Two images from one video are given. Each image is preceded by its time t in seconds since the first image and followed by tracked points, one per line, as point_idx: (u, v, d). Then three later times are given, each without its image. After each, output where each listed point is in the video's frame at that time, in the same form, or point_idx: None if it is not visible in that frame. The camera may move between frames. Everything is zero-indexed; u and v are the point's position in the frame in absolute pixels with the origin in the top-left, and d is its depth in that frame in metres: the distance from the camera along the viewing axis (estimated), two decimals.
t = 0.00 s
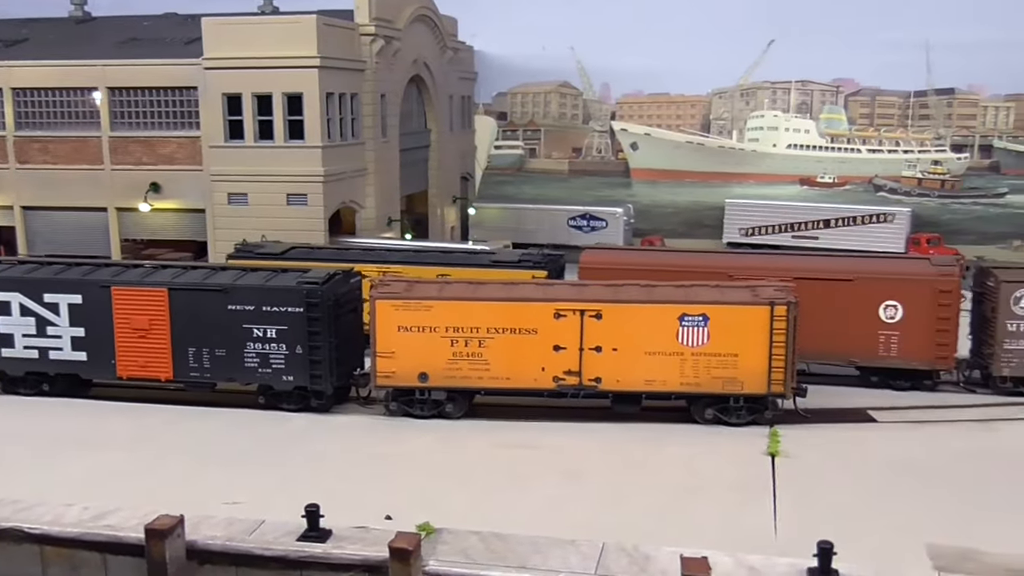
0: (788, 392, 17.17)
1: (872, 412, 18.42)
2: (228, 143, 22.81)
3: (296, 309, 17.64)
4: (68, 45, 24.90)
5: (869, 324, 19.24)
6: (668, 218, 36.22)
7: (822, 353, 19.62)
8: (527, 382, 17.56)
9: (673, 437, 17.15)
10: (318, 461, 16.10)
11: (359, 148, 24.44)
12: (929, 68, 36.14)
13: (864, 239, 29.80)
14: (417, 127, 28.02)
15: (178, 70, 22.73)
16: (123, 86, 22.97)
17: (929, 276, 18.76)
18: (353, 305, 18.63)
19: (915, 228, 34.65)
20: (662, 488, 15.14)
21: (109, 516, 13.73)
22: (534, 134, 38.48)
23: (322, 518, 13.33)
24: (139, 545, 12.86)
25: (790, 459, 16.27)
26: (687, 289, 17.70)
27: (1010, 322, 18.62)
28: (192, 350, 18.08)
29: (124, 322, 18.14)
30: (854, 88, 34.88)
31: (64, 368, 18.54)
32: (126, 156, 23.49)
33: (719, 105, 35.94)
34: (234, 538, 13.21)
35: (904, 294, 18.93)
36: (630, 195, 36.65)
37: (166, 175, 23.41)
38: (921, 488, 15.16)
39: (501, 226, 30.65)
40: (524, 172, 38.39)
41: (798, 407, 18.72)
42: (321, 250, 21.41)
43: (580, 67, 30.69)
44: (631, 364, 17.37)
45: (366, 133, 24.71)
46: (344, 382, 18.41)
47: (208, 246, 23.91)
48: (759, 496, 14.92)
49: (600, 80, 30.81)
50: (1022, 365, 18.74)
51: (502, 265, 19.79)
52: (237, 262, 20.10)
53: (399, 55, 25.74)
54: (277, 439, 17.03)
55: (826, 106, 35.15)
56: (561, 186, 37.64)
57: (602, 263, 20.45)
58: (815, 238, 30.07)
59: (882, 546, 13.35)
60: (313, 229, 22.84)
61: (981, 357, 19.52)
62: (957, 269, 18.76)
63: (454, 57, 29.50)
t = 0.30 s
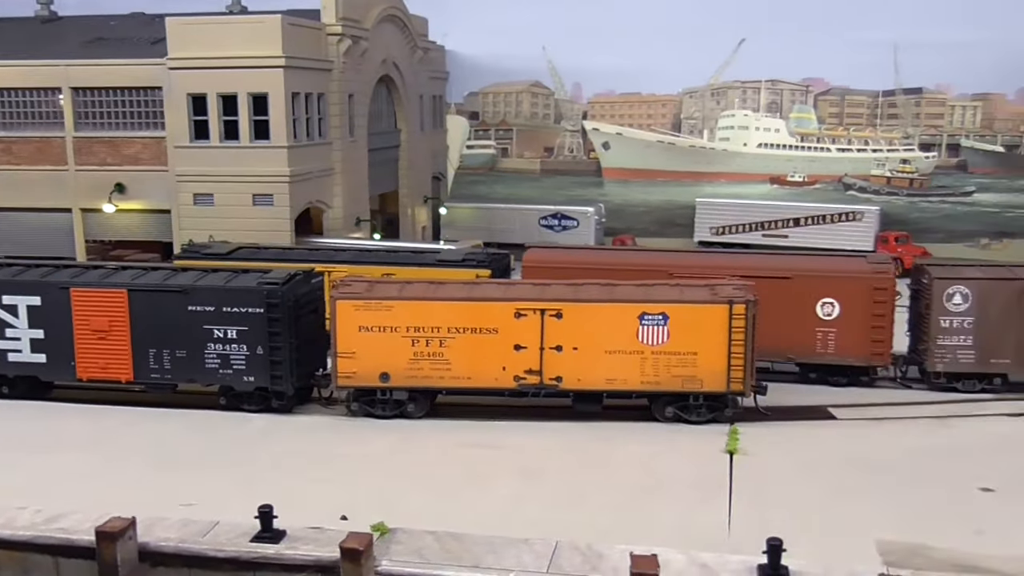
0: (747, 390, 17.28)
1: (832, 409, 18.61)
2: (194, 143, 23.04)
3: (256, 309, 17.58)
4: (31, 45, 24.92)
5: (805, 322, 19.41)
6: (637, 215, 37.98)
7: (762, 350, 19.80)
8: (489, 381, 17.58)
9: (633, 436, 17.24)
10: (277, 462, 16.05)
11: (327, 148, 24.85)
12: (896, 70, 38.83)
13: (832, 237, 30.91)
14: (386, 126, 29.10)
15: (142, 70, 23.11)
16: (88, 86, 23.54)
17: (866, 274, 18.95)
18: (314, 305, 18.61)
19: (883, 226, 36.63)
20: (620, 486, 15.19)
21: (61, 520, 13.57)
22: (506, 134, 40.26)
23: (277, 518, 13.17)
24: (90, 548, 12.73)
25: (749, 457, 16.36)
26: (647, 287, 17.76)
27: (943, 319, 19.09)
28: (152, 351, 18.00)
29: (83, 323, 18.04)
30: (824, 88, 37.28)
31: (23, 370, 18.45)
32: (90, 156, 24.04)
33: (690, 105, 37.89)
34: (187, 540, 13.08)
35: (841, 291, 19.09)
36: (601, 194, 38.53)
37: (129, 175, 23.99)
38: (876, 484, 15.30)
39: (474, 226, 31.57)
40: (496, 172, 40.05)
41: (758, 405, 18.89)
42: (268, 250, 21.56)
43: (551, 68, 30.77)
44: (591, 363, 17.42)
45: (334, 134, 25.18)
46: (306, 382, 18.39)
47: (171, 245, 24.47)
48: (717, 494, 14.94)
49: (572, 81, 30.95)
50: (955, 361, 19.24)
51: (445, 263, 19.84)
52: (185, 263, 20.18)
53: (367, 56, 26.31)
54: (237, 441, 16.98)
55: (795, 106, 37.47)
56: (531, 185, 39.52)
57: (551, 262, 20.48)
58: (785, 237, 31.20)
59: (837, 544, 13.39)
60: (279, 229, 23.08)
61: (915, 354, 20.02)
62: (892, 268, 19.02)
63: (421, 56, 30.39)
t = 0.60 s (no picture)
0: (711, 389, 17.36)
1: (796, 408, 18.78)
2: (161, 143, 23.33)
3: (220, 310, 17.52)
4: None
5: (751, 320, 19.54)
6: (610, 214, 38.42)
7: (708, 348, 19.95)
8: (454, 381, 17.57)
9: (599, 435, 17.30)
10: (240, 462, 16.03)
11: (297, 148, 25.20)
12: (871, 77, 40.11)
13: (804, 236, 31.40)
14: (359, 126, 29.52)
15: (110, 69, 23.61)
16: (53, 85, 23.99)
17: (807, 271, 19.07)
18: (279, 305, 18.56)
19: (855, 226, 37.21)
20: (582, 485, 15.25)
21: (18, 521, 13.49)
22: (481, 134, 40.89)
23: (235, 519, 13.04)
24: (46, 551, 12.63)
25: (713, 455, 16.45)
26: (612, 287, 17.80)
27: (884, 316, 19.30)
28: (116, 352, 17.89)
29: (46, 324, 17.94)
30: (796, 89, 38.67)
31: None
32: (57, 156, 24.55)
33: (664, 104, 39.20)
34: (145, 541, 12.96)
35: (786, 290, 19.21)
36: (575, 194, 39.01)
37: (95, 174, 24.47)
38: (836, 482, 15.44)
39: (447, 225, 32.01)
40: (470, 172, 40.18)
41: (722, 404, 19.05)
42: (218, 249, 21.48)
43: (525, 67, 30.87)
44: (556, 363, 17.45)
45: (304, 133, 25.45)
46: (272, 383, 18.35)
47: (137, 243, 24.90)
48: (678, 493, 15.01)
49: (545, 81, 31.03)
50: (896, 359, 19.50)
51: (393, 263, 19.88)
52: (131, 263, 20.06)
53: (338, 56, 26.62)
54: (201, 442, 16.90)
55: (768, 105, 38.64)
56: (505, 186, 39.86)
57: (512, 261, 20.50)
58: (758, 236, 31.81)
59: (795, 541, 13.48)
60: (249, 228, 23.36)
61: (860, 351, 20.37)
62: (834, 265, 19.16)
63: (394, 57, 30.96)
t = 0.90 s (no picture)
0: (674, 388, 17.45)
1: (759, 407, 18.93)
2: (128, 143, 23.95)
3: (183, 312, 17.46)
4: None
5: (697, 320, 19.68)
6: (585, 214, 38.59)
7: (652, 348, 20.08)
8: (418, 381, 17.59)
9: (562, 436, 17.35)
10: (201, 464, 15.98)
11: (265, 149, 26.02)
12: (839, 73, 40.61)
13: (775, 236, 31.88)
14: (330, 126, 30.52)
15: (78, 70, 24.30)
16: (20, 86, 24.58)
17: (752, 271, 19.27)
18: (243, 306, 18.53)
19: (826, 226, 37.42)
20: (543, 485, 15.30)
21: None
22: (454, 134, 40.83)
23: (191, 521, 12.88)
24: None
25: (674, 454, 16.54)
26: (575, 288, 17.87)
27: (827, 316, 19.60)
28: (77, 355, 17.81)
29: (7, 326, 17.87)
30: (767, 90, 39.08)
31: None
32: (23, 156, 25.13)
33: (637, 105, 39.49)
34: (100, 544, 12.83)
35: (732, 290, 19.40)
36: (549, 194, 39.05)
37: (62, 176, 25.09)
38: (794, 479, 15.56)
39: (420, 226, 32.29)
40: (444, 172, 40.34)
41: (686, 403, 19.16)
42: (168, 250, 21.58)
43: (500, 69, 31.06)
44: (520, 363, 17.48)
45: (273, 134, 26.35)
46: (235, 384, 18.33)
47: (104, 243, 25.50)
48: (637, 492, 15.08)
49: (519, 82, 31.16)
50: (839, 357, 19.79)
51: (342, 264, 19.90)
52: (81, 263, 19.99)
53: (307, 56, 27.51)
54: (162, 444, 16.84)
55: (740, 106, 38.77)
56: (477, 186, 39.89)
57: (475, 261, 20.52)
58: (731, 235, 32.37)
59: (750, 539, 13.54)
60: (217, 229, 24.04)
61: (805, 350, 20.66)
62: (779, 265, 19.35)
63: (366, 57, 31.91)
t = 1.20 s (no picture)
0: (636, 387, 17.55)
1: (722, 406, 19.08)
2: (95, 144, 24.12)
3: (144, 313, 17.41)
4: None
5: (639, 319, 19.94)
6: (558, 214, 39.01)
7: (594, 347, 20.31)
8: (382, 381, 17.60)
9: (525, 436, 17.41)
10: (161, 466, 15.93)
11: (234, 149, 26.18)
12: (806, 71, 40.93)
13: (745, 236, 32.30)
14: (301, 127, 30.57)
15: (41, 70, 24.20)
16: None
17: (693, 270, 19.59)
18: (206, 306, 18.52)
19: (798, 225, 37.85)
20: (502, 484, 15.35)
21: None
22: (427, 134, 40.84)
23: (146, 522, 12.72)
24: None
25: (636, 453, 16.63)
26: (538, 287, 17.94)
27: (767, 314, 19.83)
28: (39, 356, 17.73)
29: None
30: (739, 90, 39.32)
31: None
32: None
33: (609, 105, 39.90)
34: (53, 546, 12.69)
35: (674, 290, 19.67)
36: (522, 194, 39.58)
37: (28, 177, 25.06)
38: (752, 478, 15.68)
39: (393, 225, 32.42)
40: (417, 172, 40.51)
41: (649, 402, 19.28)
42: (117, 250, 21.57)
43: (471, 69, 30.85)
44: (483, 363, 17.53)
45: (242, 134, 26.52)
46: (198, 385, 18.31)
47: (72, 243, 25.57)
48: (595, 491, 15.15)
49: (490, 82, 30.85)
50: (779, 355, 20.03)
51: (290, 265, 19.99)
52: (29, 263, 20.02)
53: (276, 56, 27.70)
54: (123, 446, 16.78)
55: (712, 106, 39.17)
56: (450, 187, 40.14)
57: (436, 261, 20.59)
58: (702, 235, 32.68)
59: (704, 537, 13.62)
60: (183, 229, 24.33)
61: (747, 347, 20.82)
62: (719, 264, 19.65)
63: (338, 57, 32.12)
